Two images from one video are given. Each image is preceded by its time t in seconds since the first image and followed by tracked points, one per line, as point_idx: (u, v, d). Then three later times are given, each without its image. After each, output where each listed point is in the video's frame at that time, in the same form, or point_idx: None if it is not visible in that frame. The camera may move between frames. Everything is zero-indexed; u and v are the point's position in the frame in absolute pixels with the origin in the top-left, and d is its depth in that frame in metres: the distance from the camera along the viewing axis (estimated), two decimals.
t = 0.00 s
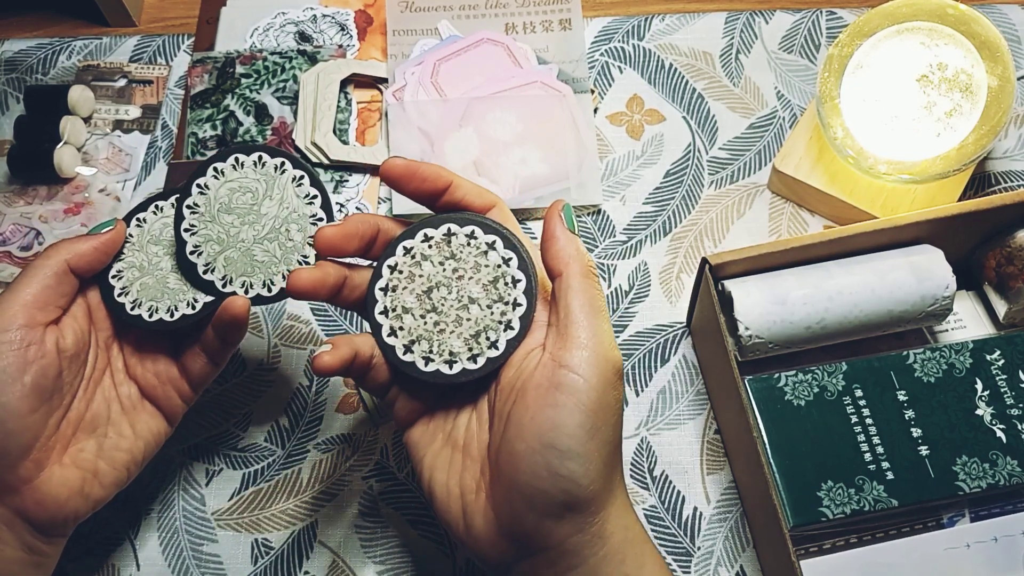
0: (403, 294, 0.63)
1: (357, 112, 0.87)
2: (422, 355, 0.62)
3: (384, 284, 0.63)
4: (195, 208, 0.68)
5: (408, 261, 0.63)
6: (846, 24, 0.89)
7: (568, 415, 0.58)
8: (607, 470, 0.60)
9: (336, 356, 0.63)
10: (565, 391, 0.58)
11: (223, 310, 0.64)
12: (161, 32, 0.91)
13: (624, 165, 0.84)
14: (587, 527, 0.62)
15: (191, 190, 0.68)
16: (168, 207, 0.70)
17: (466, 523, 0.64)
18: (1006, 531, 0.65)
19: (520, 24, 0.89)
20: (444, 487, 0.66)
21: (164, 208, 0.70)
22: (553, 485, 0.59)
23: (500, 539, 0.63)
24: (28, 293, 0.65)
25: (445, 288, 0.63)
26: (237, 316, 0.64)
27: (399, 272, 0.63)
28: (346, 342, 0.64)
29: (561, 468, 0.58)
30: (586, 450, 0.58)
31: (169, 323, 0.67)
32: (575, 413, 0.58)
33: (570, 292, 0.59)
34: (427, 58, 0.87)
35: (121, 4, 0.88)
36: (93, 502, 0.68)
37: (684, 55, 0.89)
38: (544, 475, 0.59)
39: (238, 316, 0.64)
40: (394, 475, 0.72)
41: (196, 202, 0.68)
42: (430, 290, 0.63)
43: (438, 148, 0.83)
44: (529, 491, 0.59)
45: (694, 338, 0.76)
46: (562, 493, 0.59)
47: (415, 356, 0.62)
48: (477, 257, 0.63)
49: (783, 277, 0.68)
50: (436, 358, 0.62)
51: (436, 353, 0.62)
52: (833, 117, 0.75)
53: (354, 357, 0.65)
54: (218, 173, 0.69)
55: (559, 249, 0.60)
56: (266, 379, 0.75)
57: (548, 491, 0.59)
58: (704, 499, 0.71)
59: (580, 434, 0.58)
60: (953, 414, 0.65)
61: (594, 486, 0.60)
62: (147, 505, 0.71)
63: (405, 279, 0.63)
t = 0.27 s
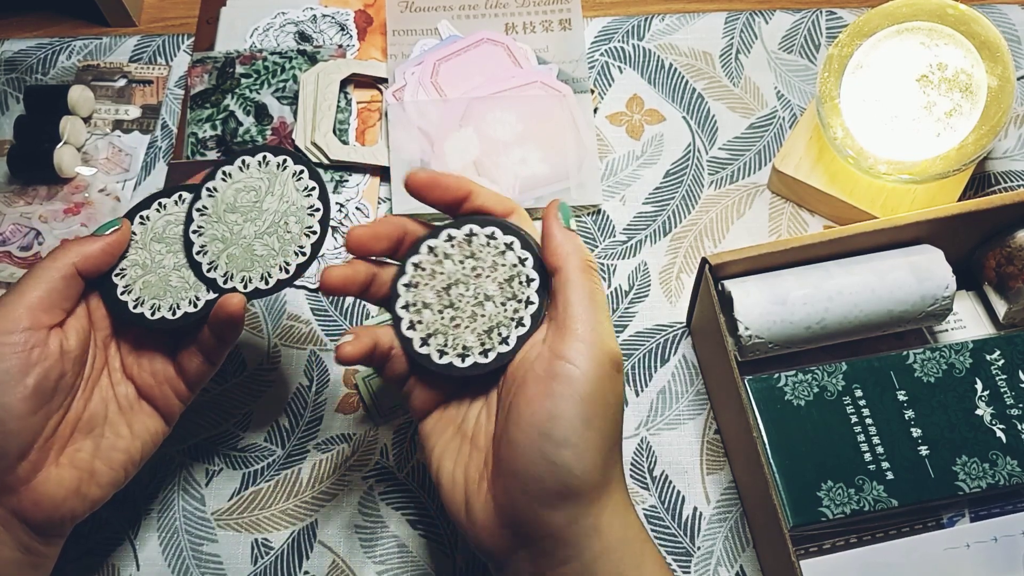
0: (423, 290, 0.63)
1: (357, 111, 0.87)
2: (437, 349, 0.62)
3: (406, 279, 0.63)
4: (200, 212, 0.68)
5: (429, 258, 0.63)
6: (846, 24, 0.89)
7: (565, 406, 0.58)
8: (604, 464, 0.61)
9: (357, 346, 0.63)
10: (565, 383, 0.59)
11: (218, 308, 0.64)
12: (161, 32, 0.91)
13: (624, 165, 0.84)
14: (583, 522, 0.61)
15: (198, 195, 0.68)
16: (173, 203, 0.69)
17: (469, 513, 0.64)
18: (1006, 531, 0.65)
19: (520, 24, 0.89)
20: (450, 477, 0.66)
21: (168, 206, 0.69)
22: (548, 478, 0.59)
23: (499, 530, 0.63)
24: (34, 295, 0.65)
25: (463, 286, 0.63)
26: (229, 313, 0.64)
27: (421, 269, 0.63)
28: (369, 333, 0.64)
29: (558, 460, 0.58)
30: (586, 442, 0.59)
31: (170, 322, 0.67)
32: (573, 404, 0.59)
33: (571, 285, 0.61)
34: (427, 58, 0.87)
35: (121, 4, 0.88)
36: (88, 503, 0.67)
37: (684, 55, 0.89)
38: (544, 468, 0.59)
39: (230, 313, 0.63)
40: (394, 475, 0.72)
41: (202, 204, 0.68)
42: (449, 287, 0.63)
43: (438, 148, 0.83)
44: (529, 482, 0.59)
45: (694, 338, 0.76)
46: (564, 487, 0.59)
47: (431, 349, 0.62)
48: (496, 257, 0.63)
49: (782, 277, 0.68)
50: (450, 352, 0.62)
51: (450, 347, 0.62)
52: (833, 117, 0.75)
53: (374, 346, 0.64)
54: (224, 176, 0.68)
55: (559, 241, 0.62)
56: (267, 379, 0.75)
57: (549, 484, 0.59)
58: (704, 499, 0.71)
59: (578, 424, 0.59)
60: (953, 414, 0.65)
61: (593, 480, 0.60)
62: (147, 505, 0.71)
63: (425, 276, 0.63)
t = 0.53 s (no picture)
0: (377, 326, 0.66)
1: (357, 111, 0.87)
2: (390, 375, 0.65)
3: (363, 319, 0.66)
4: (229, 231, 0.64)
5: (379, 295, 0.65)
6: (846, 24, 0.89)
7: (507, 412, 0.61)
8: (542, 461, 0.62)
9: (300, 375, 0.68)
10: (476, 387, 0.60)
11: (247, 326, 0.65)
12: (161, 32, 0.91)
13: (624, 165, 0.84)
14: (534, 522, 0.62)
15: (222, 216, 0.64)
16: (206, 211, 0.65)
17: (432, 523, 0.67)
18: (1006, 531, 0.65)
19: (520, 24, 0.89)
20: (417, 494, 0.68)
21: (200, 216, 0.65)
22: (495, 488, 0.61)
23: (462, 537, 0.65)
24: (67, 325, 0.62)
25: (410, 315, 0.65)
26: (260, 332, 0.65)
27: (374, 308, 0.66)
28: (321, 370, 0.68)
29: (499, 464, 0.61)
30: (513, 441, 0.61)
31: (201, 338, 0.65)
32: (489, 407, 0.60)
33: (480, 297, 0.61)
34: (427, 58, 0.87)
35: (121, 4, 0.88)
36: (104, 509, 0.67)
37: (683, 55, 0.89)
38: (482, 471, 0.61)
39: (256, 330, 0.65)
40: (394, 474, 0.72)
41: (229, 222, 0.64)
42: (398, 319, 0.65)
43: (438, 148, 0.83)
44: (475, 489, 0.62)
45: (694, 338, 0.76)
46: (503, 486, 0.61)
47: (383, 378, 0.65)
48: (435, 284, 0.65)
49: (782, 277, 0.68)
50: (400, 378, 0.64)
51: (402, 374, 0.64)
52: (833, 117, 0.75)
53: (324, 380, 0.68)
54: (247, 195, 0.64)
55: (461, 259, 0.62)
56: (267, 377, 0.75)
57: (488, 485, 0.61)
58: (704, 499, 0.71)
59: (505, 425, 0.61)
60: (953, 414, 0.65)
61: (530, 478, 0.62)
62: (147, 506, 0.71)
63: (377, 312, 0.65)
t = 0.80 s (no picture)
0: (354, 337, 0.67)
1: (357, 112, 0.87)
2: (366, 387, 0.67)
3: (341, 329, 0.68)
4: (250, 254, 0.60)
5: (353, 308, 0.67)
6: (846, 24, 0.89)
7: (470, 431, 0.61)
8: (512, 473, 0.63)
9: (276, 403, 0.65)
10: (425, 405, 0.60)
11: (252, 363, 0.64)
12: (161, 32, 0.91)
13: (624, 165, 0.84)
14: (514, 526, 0.62)
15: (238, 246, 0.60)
16: (234, 224, 0.63)
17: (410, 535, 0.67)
18: (1005, 531, 0.65)
19: (520, 24, 0.89)
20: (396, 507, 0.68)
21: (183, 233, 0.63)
22: (469, 504, 0.62)
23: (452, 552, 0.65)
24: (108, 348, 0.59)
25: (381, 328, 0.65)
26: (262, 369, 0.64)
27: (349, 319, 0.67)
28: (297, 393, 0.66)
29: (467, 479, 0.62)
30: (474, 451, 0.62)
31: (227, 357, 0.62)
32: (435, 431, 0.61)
33: (412, 316, 0.58)
34: (427, 58, 0.87)
35: (121, 4, 0.88)
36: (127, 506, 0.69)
37: (683, 55, 0.89)
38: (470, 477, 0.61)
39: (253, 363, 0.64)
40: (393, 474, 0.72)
41: (252, 244, 0.61)
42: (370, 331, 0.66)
43: (438, 148, 0.83)
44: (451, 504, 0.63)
45: (694, 338, 0.76)
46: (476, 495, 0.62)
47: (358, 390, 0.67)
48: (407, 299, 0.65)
49: (783, 277, 0.68)
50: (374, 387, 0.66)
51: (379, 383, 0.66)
52: (833, 117, 0.75)
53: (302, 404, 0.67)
54: (265, 227, 0.61)
55: (366, 288, 0.57)
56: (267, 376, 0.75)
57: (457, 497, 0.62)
58: (704, 499, 0.71)
59: (463, 437, 0.61)
60: (953, 414, 0.65)
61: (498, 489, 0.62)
62: (147, 506, 0.71)
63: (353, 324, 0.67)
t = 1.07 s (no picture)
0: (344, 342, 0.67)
1: (357, 111, 0.87)
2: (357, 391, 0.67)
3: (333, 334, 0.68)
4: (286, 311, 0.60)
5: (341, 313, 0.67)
6: (846, 24, 0.89)
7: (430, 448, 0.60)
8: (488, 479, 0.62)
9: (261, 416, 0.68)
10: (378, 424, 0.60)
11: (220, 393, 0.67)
12: (161, 32, 0.91)
13: (624, 165, 0.84)
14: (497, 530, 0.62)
15: (274, 303, 0.59)
16: (282, 265, 0.61)
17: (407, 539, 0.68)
18: (1006, 531, 0.65)
19: (520, 24, 0.89)
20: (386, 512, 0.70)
21: (165, 249, 0.61)
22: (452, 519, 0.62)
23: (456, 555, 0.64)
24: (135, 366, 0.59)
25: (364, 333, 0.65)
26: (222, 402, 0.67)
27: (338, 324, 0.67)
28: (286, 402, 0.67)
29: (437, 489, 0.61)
30: (433, 462, 0.61)
31: (237, 387, 0.62)
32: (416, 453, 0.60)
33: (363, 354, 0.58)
34: (427, 58, 0.87)
35: (121, 4, 0.88)
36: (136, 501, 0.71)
37: (684, 55, 0.89)
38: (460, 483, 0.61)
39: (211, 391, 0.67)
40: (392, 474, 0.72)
41: (291, 305, 0.60)
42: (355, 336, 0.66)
43: (438, 149, 0.83)
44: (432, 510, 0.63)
45: (694, 337, 0.76)
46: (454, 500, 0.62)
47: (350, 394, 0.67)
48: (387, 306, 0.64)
49: (783, 277, 0.68)
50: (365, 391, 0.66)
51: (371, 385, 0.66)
52: (833, 117, 0.75)
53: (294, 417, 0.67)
54: (306, 295, 0.60)
55: (305, 343, 0.57)
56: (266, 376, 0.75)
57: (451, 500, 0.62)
58: (704, 499, 0.71)
59: (421, 450, 0.60)
60: (953, 414, 0.65)
61: (470, 495, 0.61)
62: (147, 506, 0.71)
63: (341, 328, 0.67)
